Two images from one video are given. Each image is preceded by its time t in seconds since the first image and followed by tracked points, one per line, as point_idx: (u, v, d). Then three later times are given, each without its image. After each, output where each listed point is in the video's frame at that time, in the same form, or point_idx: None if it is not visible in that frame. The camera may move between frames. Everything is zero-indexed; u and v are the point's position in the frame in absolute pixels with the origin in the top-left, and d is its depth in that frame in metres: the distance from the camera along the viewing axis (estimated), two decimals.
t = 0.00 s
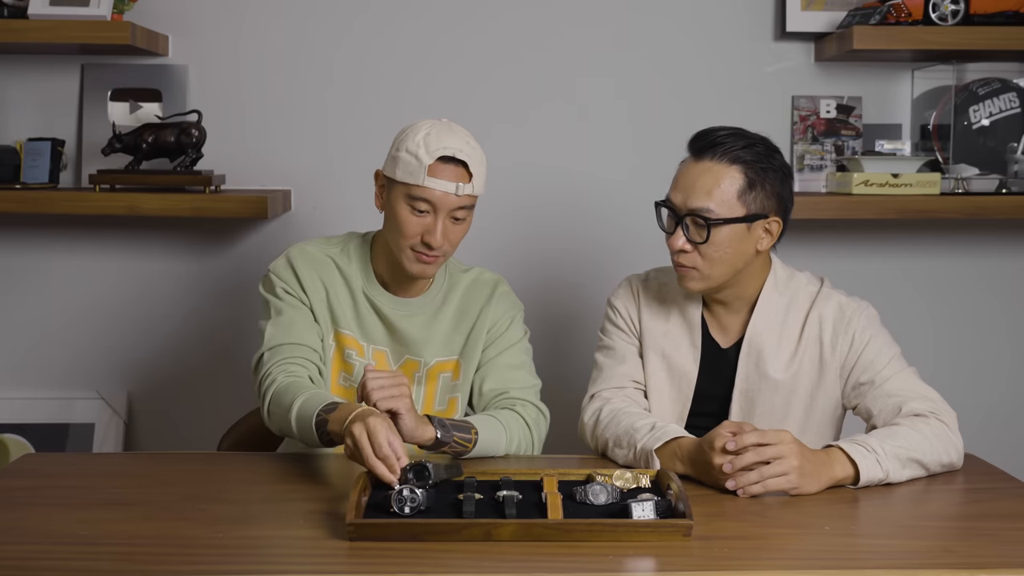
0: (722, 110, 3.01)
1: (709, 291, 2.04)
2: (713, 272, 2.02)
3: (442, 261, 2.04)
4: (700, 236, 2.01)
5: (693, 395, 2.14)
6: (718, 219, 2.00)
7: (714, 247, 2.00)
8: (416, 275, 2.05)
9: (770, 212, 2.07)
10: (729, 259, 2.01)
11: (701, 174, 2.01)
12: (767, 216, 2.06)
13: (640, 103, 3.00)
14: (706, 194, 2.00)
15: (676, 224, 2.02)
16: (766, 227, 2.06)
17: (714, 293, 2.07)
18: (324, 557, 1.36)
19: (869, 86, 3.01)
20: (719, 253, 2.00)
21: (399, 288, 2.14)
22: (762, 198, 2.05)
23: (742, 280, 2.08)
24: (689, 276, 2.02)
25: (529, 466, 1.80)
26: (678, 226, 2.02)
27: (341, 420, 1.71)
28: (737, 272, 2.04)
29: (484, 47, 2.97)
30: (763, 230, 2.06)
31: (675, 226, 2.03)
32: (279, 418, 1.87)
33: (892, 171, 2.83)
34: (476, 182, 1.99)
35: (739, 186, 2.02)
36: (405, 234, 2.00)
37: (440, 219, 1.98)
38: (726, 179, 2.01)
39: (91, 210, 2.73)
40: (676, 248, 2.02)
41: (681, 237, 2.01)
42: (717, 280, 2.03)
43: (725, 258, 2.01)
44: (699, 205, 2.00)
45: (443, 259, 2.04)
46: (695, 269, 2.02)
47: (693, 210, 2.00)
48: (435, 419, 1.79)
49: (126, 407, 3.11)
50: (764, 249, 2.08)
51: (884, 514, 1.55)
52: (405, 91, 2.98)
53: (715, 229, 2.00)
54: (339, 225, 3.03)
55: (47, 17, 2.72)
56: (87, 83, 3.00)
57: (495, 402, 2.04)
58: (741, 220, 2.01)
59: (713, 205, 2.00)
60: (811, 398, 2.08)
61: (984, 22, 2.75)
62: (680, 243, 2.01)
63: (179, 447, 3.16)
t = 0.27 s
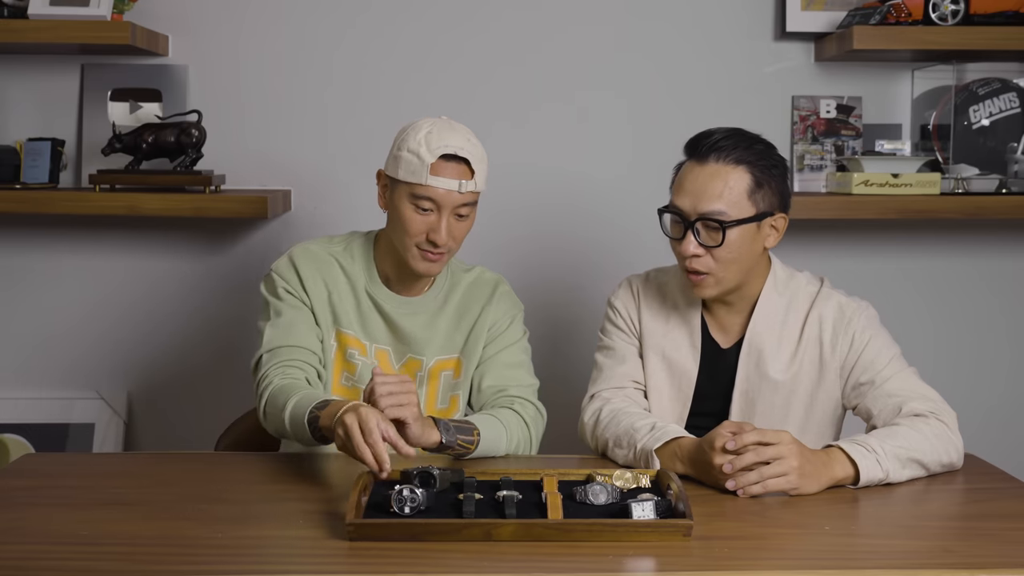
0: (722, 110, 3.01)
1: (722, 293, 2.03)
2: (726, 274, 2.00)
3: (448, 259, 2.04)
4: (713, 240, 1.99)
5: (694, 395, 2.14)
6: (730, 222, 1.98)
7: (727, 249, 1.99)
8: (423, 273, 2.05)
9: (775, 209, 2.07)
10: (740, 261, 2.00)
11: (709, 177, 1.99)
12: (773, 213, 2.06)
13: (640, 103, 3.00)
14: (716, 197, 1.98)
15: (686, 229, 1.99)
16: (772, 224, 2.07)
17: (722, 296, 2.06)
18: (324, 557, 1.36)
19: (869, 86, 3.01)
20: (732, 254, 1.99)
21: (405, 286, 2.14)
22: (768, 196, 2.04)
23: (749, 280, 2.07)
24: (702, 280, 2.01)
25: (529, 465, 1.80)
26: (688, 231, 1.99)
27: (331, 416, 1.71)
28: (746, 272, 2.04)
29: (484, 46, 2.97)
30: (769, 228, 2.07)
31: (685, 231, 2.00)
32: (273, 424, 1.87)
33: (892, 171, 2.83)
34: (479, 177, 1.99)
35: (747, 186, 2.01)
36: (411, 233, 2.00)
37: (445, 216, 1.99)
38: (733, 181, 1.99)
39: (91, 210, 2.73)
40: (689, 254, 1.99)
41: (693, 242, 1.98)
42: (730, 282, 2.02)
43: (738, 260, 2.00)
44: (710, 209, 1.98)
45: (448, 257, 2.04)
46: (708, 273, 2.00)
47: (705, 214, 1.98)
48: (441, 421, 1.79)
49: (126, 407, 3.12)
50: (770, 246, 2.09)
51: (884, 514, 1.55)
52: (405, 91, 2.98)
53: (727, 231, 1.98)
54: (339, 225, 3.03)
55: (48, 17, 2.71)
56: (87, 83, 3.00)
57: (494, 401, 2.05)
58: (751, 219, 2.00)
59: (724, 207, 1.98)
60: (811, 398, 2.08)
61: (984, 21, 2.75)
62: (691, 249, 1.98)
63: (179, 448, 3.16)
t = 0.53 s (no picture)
0: (722, 110, 3.01)
1: (729, 293, 2.03)
2: (732, 273, 2.00)
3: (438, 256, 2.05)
4: (719, 241, 1.98)
5: (694, 395, 2.14)
6: (734, 222, 1.98)
7: (734, 249, 1.98)
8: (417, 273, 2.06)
9: (778, 208, 2.07)
10: (746, 259, 2.00)
11: (710, 179, 1.99)
12: (776, 212, 2.06)
13: (640, 103, 3.00)
14: (718, 198, 1.98)
15: (691, 231, 1.99)
16: (775, 223, 2.07)
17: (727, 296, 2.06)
18: (324, 557, 1.36)
19: (869, 86, 3.01)
20: (738, 253, 1.99)
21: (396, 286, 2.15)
22: (771, 195, 2.04)
23: (753, 280, 2.07)
24: (709, 282, 2.00)
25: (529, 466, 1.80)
26: (693, 234, 1.99)
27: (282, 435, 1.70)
28: (752, 271, 2.03)
29: (484, 46, 2.97)
30: (773, 226, 2.07)
31: (690, 234, 2.00)
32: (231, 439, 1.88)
33: (892, 171, 2.83)
34: (460, 172, 2.02)
35: (749, 186, 2.01)
36: (399, 236, 2.01)
37: (431, 215, 2.00)
38: (734, 182, 1.99)
39: (91, 210, 2.73)
40: (695, 257, 1.98)
41: (698, 244, 1.98)
42: (736, 281, 2.01)
43: (744, 259, 2.00)
44: (713, 210, 1.98)
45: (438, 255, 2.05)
46: (715, 274, 2.00)
47: (708, 216, 1.98)
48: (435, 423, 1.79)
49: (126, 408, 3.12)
50: (774, 245, 2.09)
51: (884, 514, 1.55)
52: (405, 91, 2.98)
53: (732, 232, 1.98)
54: (339, 225, 3.03)
55: (48, 17, 2.71)
56: (87, 83, 3.00)
57: (479, 398, 2.05)
58: (755, 219, 2.00)
59: (729, 208, 1.98)
60: (811, 398, 2.08)
61: (984, 21, 2.75)
62: (697, 251, 1.98)
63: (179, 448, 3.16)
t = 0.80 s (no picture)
0: (722, 110, 3.01)
1: (726, 292, 2.03)
2: (729, 272, 2.00)
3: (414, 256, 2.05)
4: (716, 239, 1.98)
5: (694, 395, 2.14)
6: (731, 219, 1.98)
7: (729, 247, 1.98)
8: (397, 275, 2.05)
9: (777, 207, 2.06)
10: (743, 258, 2.00)
11: (708, 176, 1.99)
12: (775, 211, 2.06)
13: (640, 103, 3.00)
14: (715, 196, 1.98)
15: (688, 228, 1.99)
16: (773, 223, 2.07)
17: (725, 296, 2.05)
18: (324, 558, 1.35)
19: (869, 86, 3.01)
20: (735, 251, 1.99)
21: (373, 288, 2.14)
22: (770, 194, 2.04)
23: (752, 279, 2.07)
24: (705, 280, 2.00)
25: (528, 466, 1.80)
26: (690, 231, 1.99)
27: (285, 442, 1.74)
28: (750, 270, 2.03)
29: (483, 46, 2.97)
30: (771, 225, 2.06)
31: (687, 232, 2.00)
32: (206, 440, 1.88)
33: (892, 171, 2.83)
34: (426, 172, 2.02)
35: (747, 184, 2.01)
36: (376, 243, 2.00)
37: (404, 218, 2.00)
38: (732, 180, 1.99)
39: (91, 210, 2.73)
40: (692, 254, 1.98)
41: (695, 242, 1.98)
42: (733, 280, 2.01)
43: (740, 257, 1.99)
44: (709, 208, 1.98)
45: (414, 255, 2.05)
46: (711, 272, 2.00)
47: (705, 213, 1.98)
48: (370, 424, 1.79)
49: (127, 407, 3.11)
50: (772, 245, 2.09)
51: (884, 514, 1.55)
52: (405, 91, 2.98)
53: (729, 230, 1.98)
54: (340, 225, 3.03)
55: (48, 17, 2.71)
56: (87, 83, 3.00)
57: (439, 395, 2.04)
58: (752, 217, 2.00)
59: (724, 205, 1.98)
60: (811, 397, 2.08)
61: (984, 21, 2.75)
62: (693, 248, 1.98)
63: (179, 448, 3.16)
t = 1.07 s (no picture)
0: (721, 110, 3.01)
1: (721, 292, 2.03)
2: (724, 272, 2.00)
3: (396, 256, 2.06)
4: (712, 238, 1.98)
5: (694, 394, 2.14)
6: (727, 219, 1.97)
7: (725, 247, 1.98)
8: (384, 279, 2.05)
9: (774, 208, 2.06)
10: (738, 258, 2.00)
11: (704, 175, 1.99)
12: (772, 212, 2.06)
13: (640, 103, 3.00)
14: (711, 195, 1.98)
15: (684, 228, 1.99)
16: (770, 223, 2.07)
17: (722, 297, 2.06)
18: (324, 558, 1.35)
19: (869, 86, 3.01)
20: (730, 251, 1.99)
21: (356, 290, 2.13)
22: (766, 194, 2.04)
23: (749, 280, 2.07)
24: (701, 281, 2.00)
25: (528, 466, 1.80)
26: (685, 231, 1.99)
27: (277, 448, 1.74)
28: (746, 271, 2.03)
29: (483, 46, 2.97)
30: (768, 225, 2.06)
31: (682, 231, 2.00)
32: (185, 440, 1.90)
33: (892, 171, 2.83)
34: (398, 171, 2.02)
35: (744, 184, 2.00)
36: (358, 250, 2.00)
37: (381, 221, 1.99)
38: (728, 180, 1.99)
39: (91, 210, 2.73)
40: (687, 254, 1.99)
41: (690, 241, 1.98)
42: (728, 280, 2.01)
43: (735, 258, 2.00)
44: (705, 208, 1.98)
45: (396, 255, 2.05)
46: (707, 272, 2.00)
47: (701, 213, 1.98)
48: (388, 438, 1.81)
49: (126, 407, 3.11)
50: (769, 244, 2.09)
51: (885, 514, 1.55)
52: (405, 91, 2.98)
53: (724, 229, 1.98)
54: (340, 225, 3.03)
55: (48, 17, 2.71)
56: (87, 83, 3.00)
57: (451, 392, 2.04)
58: (749, 217, 2.00)
59: (720, 205, 1.98)
60: (810, 398, 2.08)
61: (984, 21, 2.75)
62: (689, 248, 1.98)
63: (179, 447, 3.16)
